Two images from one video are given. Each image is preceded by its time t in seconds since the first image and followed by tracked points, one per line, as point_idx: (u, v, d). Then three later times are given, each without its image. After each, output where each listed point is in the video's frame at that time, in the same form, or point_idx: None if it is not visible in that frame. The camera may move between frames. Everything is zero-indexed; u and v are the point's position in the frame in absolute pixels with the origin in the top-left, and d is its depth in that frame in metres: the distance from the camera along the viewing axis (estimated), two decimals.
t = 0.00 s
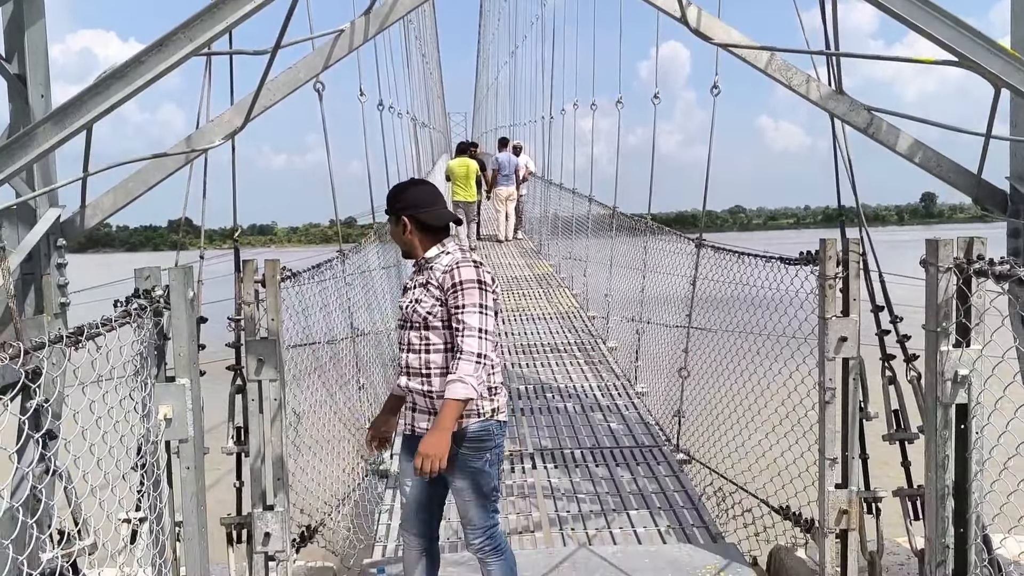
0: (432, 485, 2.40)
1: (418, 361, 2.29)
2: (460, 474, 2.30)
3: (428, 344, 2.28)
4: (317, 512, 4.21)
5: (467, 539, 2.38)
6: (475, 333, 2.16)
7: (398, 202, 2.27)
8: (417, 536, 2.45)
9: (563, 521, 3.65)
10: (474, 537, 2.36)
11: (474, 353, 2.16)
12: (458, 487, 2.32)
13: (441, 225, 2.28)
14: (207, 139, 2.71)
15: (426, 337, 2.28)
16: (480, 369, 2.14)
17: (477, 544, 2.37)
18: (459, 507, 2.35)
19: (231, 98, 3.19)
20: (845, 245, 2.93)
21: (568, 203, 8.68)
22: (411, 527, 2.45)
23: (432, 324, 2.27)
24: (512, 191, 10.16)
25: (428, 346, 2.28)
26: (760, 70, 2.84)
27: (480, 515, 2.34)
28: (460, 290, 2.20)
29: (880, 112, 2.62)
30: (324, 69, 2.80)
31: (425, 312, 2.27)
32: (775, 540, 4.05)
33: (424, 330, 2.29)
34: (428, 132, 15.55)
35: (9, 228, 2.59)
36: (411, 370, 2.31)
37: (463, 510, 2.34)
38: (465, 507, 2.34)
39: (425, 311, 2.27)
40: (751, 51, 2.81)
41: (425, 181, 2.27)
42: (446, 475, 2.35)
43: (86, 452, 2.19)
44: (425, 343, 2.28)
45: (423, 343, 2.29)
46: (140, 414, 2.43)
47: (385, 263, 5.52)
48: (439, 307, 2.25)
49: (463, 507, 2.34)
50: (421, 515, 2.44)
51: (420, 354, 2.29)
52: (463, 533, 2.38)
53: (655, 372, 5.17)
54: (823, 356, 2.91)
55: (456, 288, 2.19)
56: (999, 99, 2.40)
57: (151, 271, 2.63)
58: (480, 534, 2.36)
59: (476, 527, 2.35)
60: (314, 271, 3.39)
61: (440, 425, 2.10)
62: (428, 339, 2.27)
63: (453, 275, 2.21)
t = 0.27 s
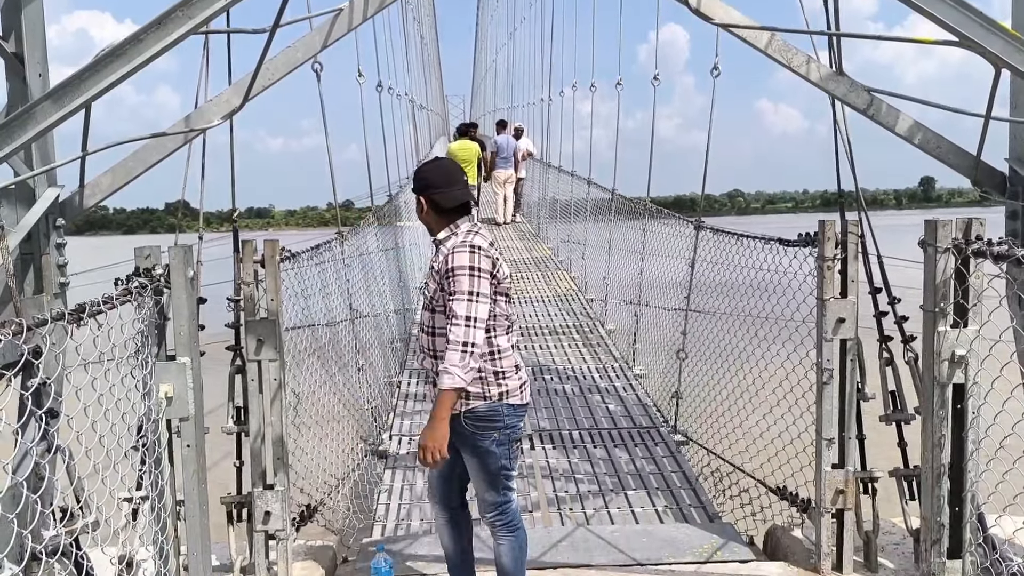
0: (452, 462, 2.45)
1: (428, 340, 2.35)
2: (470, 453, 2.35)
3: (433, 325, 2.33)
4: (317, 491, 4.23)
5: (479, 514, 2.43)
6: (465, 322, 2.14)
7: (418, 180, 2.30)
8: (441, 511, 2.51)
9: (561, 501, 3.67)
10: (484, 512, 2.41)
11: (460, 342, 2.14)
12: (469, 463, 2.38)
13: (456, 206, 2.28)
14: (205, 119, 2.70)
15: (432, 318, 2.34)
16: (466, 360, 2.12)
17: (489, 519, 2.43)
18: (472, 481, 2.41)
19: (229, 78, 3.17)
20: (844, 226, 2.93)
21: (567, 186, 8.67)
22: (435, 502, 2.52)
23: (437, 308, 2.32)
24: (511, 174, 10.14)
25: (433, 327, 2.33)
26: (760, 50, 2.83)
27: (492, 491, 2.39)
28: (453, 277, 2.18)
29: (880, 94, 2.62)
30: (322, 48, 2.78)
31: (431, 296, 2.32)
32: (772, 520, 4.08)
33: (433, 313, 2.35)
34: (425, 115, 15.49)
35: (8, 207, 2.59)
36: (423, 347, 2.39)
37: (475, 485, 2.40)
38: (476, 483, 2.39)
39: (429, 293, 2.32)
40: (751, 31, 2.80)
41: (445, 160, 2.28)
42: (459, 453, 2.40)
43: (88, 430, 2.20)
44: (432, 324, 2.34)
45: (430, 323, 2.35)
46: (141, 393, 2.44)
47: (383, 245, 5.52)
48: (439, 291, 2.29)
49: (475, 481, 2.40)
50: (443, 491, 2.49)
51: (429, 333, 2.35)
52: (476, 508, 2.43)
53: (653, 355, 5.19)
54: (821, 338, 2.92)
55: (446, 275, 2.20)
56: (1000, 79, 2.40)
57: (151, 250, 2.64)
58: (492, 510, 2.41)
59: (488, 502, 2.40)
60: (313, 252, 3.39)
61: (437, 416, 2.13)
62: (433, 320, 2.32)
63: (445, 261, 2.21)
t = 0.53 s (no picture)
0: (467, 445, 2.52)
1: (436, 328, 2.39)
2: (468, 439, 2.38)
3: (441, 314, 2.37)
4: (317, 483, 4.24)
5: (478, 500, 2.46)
6: (476, 312, 2.19)
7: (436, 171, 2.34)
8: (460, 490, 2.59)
9: (560, 494, 3.68)
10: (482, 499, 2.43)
11: (474, 332, 2.20)
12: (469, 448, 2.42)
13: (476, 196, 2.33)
14: (206, 111, 2.70)
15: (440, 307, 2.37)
16: (478, 349, 2.18)
17: (486, 506, 2.44)
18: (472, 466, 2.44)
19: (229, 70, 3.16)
20: (844, 220, 2.94)
21: (566, 180, 8.66)
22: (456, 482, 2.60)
23: (445, 296, 2.35)
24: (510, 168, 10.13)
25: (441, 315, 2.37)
26: (761, 43, 2.83)
27: (489, 479, 2.41)
28: (462, 267, 2.22)
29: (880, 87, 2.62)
30: (322, 40, 2.78)
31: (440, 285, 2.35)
32: (770, 513, 4.10)
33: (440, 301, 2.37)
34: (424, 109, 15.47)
35: (9, 199, 2.58)
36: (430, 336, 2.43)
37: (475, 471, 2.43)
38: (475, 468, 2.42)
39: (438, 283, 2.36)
40: (752, 25, 2.80)
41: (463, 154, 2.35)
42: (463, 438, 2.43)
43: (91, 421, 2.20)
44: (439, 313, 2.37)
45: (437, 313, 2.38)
46: (142, 384, 2.44)
47: (383, 238, 5.52)
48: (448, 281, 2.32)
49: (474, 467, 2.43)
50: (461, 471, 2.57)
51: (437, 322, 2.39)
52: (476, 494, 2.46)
53: (652, 348, 5.20)
54: (820, 331, 2.93)
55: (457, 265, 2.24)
56: (1000, 73, 2.40)
57: (153, 242, 2.64)
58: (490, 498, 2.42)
59: (485, 490, 2.42)
60: (313, 245, 3.39)
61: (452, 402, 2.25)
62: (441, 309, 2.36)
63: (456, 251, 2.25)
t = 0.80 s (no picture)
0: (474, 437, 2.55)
1: (451, 327, 2.46)
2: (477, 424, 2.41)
3: (457, 312, 2.45)
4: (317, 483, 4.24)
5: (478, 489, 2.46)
6: (504, 304, 2.33)
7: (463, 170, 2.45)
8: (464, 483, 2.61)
9: (559, 495, 3.68)
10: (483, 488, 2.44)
11: (503, 322, 2.32)
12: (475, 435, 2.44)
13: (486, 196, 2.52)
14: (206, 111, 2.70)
15: (455, 306, 2.45)
16: (508, 338, 2.30)
17: (485, 495, 2.44)
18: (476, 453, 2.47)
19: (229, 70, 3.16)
20: (843, 222, 2.94)
21: (565, 181, 8.67)
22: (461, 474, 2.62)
23: (462, 295, 2.44)
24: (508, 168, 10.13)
25: (457, 314, 2.45)
26: (761, 45, 2.84)
27: (494, 465, 2.43)
28: (488, 264, 2.36)
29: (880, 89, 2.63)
30: (323, 41, 2.78)
31: (457, 284, 2.44)
32: (768, 513, 4.10)
33: (455, 300, 2.45)
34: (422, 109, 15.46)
35: (9, 199, 2.58)
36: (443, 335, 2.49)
37: (478, 459, 2.45)
38: (479, 456, 2.44)
39: (454, 282, 2.44)
40: (752, 26, 2.81)
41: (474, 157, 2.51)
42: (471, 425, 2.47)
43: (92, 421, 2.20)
44: (455, 311, 2.45)
45: (453, 311, 2.46)
46: (143, 384, 2.44)
47: (382, 239, 5.51)
48: (467, 280, 2.42)
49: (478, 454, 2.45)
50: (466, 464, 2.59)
51: (451, 321, 2.46)
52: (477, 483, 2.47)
53: (650, 349, 5.21)
54: (819, 333, 2.93)
55: (483, 262, 2.36)
56: (1000, 75, 2.41)
57: (153, 242, 2.65)
58: (491, 487, 2.43)
59: (487, 478, 2.43)
60: (313, 245, 3.39)
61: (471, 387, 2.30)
62: (458, 307, 2.44)
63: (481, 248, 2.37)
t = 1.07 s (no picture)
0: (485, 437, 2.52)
1: (478, 327, 2.39)
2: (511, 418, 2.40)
3: (488, 311, 2.39)
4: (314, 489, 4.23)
5: (504, 485, 2.45)
6: (548, 300, 2.37)
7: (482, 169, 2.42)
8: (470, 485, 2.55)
9: (556, 501, 3.68)
10: (512, 482, 2.44)
11: (546, 318, 2.36)
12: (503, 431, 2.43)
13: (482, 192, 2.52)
14: (204, 116, 2.70)
15: (485, 305, 2.39)
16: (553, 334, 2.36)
17: (514, 490, 2.44)
18: (501, 449, 2.45)
19: (227, 76, 3.16)
20: (840, 228, 2.95)
21: (562, 187, 8.68)
22: (466, 476, 2.56)
23: (495, 293, 2.39)
24: (506, 174, 10.14)
25: (489, 313, 2.39)
26: (759, 53, 2.85)
27: (525, 456, 2.44)
28: (529, 262, 2.37)
29: (877, 96, 2.64)
30: (321, 47, 2.79)
31: (490, 281, 2.38)
32: (766, 520, 4.10)
33: (486, 298, 2.39)
34: (420, 115, 15.48)
35: (6, 204, 2.58)
36: (466, 336, 2.41)
37: (506, 454, 2.44)
38: (507, 451, 2.43)
39: (487, 280, 2.38)
40: (750, 34, 2.82)
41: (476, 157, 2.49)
42: (494, 422, 2.44)
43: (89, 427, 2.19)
44: (485, 310, 2.39)
45: (483, 310, 2.39)
46: (140, 390, 2.44)
47: (379, 244, 5.51)
48: (503, 278, 2.38)
49: (505, 450, 2.44)
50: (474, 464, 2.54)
51: (478, 320, 2.40)
52: (501, 479, 2.45)
53: (648, 355, 5.21)
54: (817, 339, 2.94)
55: (526, 258, 2.37)
56: (996, 83, 2.42)
57: (151, 248, 2.64)
58: (520, 480, 2.44)
59: (517, 472, 2.43)
60: (311, 251, 3.39)
61: (515, 373, 2.33)
62: (490, 306, 2.39)
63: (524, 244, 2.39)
